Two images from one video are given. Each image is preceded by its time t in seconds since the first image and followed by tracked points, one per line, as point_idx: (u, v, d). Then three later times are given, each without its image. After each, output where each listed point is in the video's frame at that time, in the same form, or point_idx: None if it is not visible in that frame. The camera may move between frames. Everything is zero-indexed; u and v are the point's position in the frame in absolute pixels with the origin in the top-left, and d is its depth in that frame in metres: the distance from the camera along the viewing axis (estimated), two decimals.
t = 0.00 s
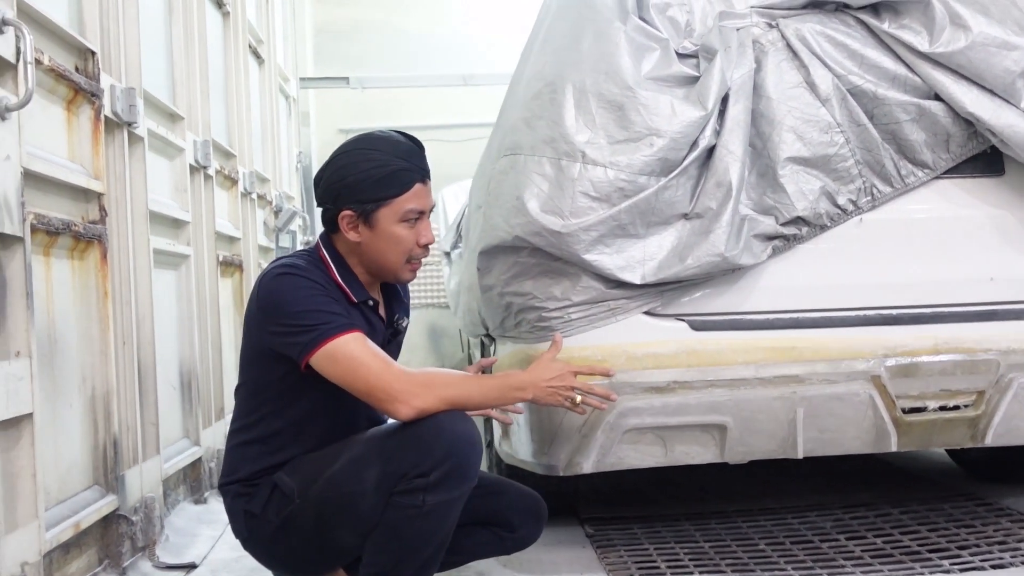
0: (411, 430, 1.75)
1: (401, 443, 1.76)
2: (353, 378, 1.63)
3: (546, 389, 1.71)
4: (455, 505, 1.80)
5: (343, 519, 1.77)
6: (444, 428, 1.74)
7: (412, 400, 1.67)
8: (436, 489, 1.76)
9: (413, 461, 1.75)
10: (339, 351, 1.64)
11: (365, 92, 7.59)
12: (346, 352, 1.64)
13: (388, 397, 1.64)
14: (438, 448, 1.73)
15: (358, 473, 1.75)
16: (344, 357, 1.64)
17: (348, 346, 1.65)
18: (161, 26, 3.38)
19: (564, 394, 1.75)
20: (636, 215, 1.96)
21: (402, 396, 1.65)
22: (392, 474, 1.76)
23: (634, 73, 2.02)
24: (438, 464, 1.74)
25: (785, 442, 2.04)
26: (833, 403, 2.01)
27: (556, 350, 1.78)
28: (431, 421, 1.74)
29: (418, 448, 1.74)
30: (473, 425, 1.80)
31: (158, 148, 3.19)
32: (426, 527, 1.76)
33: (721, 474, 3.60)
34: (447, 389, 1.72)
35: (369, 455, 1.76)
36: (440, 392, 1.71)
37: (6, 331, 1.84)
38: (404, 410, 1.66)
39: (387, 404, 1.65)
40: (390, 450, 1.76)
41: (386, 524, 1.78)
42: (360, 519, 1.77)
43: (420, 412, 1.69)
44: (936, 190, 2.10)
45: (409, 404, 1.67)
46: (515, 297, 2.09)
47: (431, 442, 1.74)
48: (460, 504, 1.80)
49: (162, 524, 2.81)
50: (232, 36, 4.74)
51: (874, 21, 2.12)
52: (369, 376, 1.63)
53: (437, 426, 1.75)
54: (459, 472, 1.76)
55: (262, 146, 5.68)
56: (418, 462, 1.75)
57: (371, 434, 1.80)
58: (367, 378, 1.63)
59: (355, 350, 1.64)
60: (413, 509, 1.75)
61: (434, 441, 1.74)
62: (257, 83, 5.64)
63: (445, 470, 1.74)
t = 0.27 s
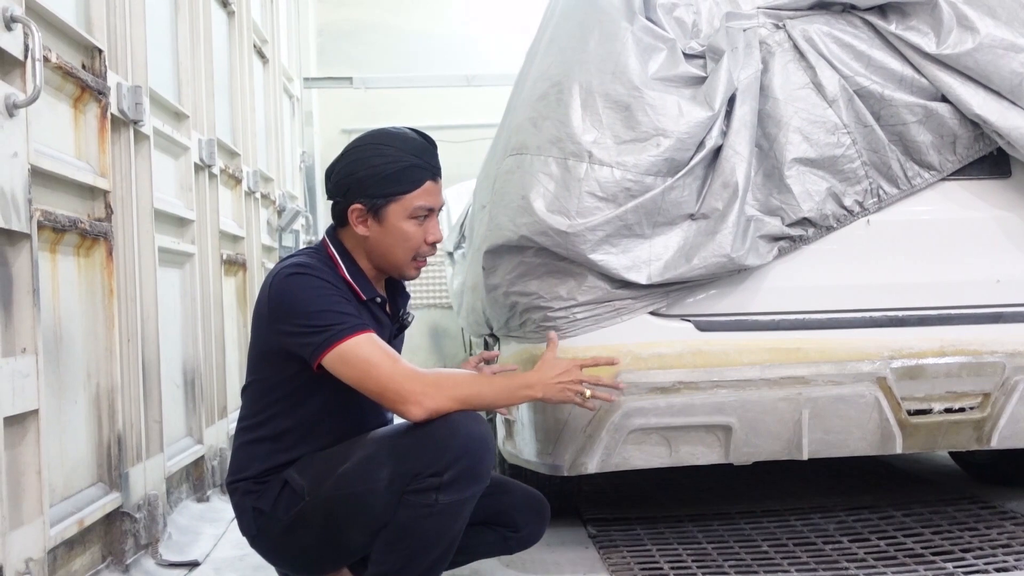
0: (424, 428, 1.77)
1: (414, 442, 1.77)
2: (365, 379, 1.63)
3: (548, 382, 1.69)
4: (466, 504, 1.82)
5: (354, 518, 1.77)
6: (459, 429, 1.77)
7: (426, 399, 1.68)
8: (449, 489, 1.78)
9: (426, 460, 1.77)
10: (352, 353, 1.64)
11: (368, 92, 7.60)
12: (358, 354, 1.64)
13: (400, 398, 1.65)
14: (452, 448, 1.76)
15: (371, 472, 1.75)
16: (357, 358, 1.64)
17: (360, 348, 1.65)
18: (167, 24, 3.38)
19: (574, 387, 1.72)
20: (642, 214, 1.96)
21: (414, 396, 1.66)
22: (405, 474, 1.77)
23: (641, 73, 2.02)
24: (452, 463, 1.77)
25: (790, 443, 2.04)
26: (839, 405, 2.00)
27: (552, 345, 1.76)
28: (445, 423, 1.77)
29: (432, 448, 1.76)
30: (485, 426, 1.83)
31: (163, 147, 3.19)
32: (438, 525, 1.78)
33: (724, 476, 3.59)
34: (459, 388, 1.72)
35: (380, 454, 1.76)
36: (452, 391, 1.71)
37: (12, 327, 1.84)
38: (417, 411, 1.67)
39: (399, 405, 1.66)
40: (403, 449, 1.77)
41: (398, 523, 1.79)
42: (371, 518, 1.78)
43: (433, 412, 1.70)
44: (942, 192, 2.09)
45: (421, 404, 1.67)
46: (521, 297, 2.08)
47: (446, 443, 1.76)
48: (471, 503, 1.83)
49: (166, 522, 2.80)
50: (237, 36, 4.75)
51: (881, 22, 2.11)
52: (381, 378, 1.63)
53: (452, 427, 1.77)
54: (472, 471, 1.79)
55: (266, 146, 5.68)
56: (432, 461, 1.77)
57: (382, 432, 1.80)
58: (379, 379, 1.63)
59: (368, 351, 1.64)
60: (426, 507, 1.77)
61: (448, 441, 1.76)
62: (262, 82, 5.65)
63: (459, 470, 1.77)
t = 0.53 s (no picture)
0: (430, 433, 1.76)
1: (419, 443, 1.76)
2: (362, 392, 1.62)
3: (529, 353, 1.69)
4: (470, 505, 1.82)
5: (357, 518, 1.76)
6: (463, 430, 1.77)
7: (424, 409, 1.66)
8: (454, 490, 1.78)
9: (431, 461, 1.76)
10: (351, 362, 1.63)
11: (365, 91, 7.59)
12: (358, 364, 1.63)
13: (396, 412, 1.63)
14: (458, 450, 1.76)
15: (375, 472, 1.74)
16: (355, 369, 1.63)
17: (361, 358, 1.63)
18: (165, 21, 3.37)
19: (555, 349, 1.72)
20: (641, 213, 1.96)
21: (409, 409, 1.64)
22: (410, 475, 1.76)
23: (641, 72, 2.02)
24: (456, 464, 1.76)
25: (789, 442, 2.03)
26: (838, 405, 2.00)
27: (519, 319, 1.76)
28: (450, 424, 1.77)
29: (437, 449, 1.76)
30: (490, 428, 1.83)
31: (161, 144, 3.18)
32: (442, 526, 1.78)
33: (721, 476, 3.59)
34: (450, 393, 1.70)
35: (386, 454, 1.76)
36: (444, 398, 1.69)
37: (9, 324, 1.83)
38: (413, 426, 1.65)
39: (395, 421, 1.64)
40: (408, 450, 1.76)
41: (400, 524, 1.78)
42: (373, 519, 1.77)
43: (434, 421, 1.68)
44: (942, 192, 2.09)
45: (416, 417, 1.65)
46: (519, 296, 2.08)
47: (451, 443, 1.76)
48: (475, 504, 1.83)
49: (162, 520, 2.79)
50: (235, 33, 4.74)
51: (882, 22, 2.11)
52: (377, 390, 1.62)
53: (457, 429, 1.77)
54: (477, 472, 1.78)
55: (263, 144, 5.67)
56: (437, 462, 1.76)
57: (387, 432, 1.80)
58: (376, 391, 1.62)
59: (367, 361, 1.63)
60: (430, 508, 1.77)
61: (453, 443, 1.76)
62: (259, 80, 5.64)
63: (464, 470, 1.76)
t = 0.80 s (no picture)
0: (426, 427, 1.76)
1: (415, 440, 1.76)
2: (359, 382, 1.62)
3: (528, 356, 1.69)
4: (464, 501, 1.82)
5: (351, 516, 1.75)
6: (459, 425, 1.77)
7: (424, 400, 1.66)
8: (448, 486, 1.78)
9: (427, 457, 1.75)
10: (350, 352, 1.63)
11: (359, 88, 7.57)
12: (357, 353, 1.63)
13: (393, 403, 1.63)
14: (454, 445, 1.75)
15: (369, 469, 1.73)
16: (354, 358, 1.62)
17: (361, 346, 1.63)
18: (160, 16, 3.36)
19: (554, 351, 1.71)
20: (637, 210, 1.96)
21: (406, 401, 1.64)
22: (404, 472, 1.76)
23: (638, 69, 2.02)
24: (451, 460, 1.76)
25: (784, 439, 2.03)
26: (833, 402, 2.01)
27: (516, 323, 1.74)
28: (446, 419, 1.77)
29: (433, 445, 1.75)
30: (485, 423, 1.83)
31: (155, 139, 3.17)
32: (436, 523, 1.78)
33: (715, 473, 3.60)
34: (448, 387, 1.69)
35: (379, 451, 1.76)
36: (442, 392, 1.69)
37: (2, 320, 1.82)
38: (410, 417, 1.65)
39: (392, 411, 1.63)
40: (402, 447, 1.76)
41: (394, 521, 1.78)
42: (367, 516, 1.76)
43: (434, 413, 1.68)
44: (936, 190, 2.10)
45: (413, 409, 1.65)
46: (515, 292, 2.08)
47: (447, 438, 1.75)
48: (469, 500, 1.83)
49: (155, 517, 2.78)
50: (229, 28, 4.72)
51: (878, 20, 2.12)
52: (375, 380, 1.62)
53: (453, 423, 1.76)
54: (471, 468, 1.78)
55: (257, 140, 5.65)
56: (432, 458, 1.76)
57: (380, 429, 1.80)
58: (374, 381, 1.62)
59: (366, 351, 1.63)
60: (425, 505, 1.77)
61: (449, 438, 1.76)
62: (253, 76, 5.61)
63: (459, 466, 1.76)
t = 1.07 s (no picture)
0: (421, 419, 1.76)
1: (409, 432, 1.75)
2: (357, 367, 1.61)
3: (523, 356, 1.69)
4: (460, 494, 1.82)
5: (345, 510, 1.75)
6: (454, 416, 1.76)
7: (423, 388, 1.67)
8: (443, 478, 1.78)
9: (422, 449, 1.75)
10: (347, 337, 1.63)
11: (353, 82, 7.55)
12: (355, 338, 1.63)
13: (391, 389, 1.63)
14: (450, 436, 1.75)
15: (363, 462, 1.73)
16: (352, 343, 1.63)
17: (358, 331, 1.63)
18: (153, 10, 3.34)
19: (551, 357, 1.71)
20: (634, 205, 1.96)
21: (405, 388, 1.64)
22: (399, 465, 1.76)
23: (634, 63, 2.02)
24: (446, 452, 1.76)
25: (779, 433, 2.06)
26: (828, 396, 2.02)
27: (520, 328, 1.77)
28: (442, 411, 1.76)
29: (428, 437, 1.75)
30: (480, 415, 1.82)
31: (149, 133, 3.16)
32: (431, 515, 1.78)
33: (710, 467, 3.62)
34: (446, 377, 1.70)
35: (373, 445, 1.75)
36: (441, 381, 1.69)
37: None
38: (409, 404, 1.65)
39: (390, 397, 1.63)
40: (397, 440, 1.75)
41: (389, 514, 1.78)
42: (362, 510, 1.76)
43: (432, 399, 1.68)
44: (931, 184, 2.11)
45: (412, 396, 1.65)
46: (512, 287, 2.08)
47: (442, 430, 1.75)
48: (464, 492, 1.83)
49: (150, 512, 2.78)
50: (222, 23, 4.70)
51: (873, 15, 2.13)
52: (373, 365, 1.62)
53: (448, 415, 1.76)
54: (466, 460, 1.78)
55: (251, 134, 5.63)
56: (427, 450, 1.76)
57: (375, 422, 1.80)
58: (372, 366, 1.62)
59: (364, 336, 1.63)
60: (419, 497, 1.77)
61: (446, 428, 1.75)
62: (247, 70, 5.59)
63: (454, 458, 1.76)
